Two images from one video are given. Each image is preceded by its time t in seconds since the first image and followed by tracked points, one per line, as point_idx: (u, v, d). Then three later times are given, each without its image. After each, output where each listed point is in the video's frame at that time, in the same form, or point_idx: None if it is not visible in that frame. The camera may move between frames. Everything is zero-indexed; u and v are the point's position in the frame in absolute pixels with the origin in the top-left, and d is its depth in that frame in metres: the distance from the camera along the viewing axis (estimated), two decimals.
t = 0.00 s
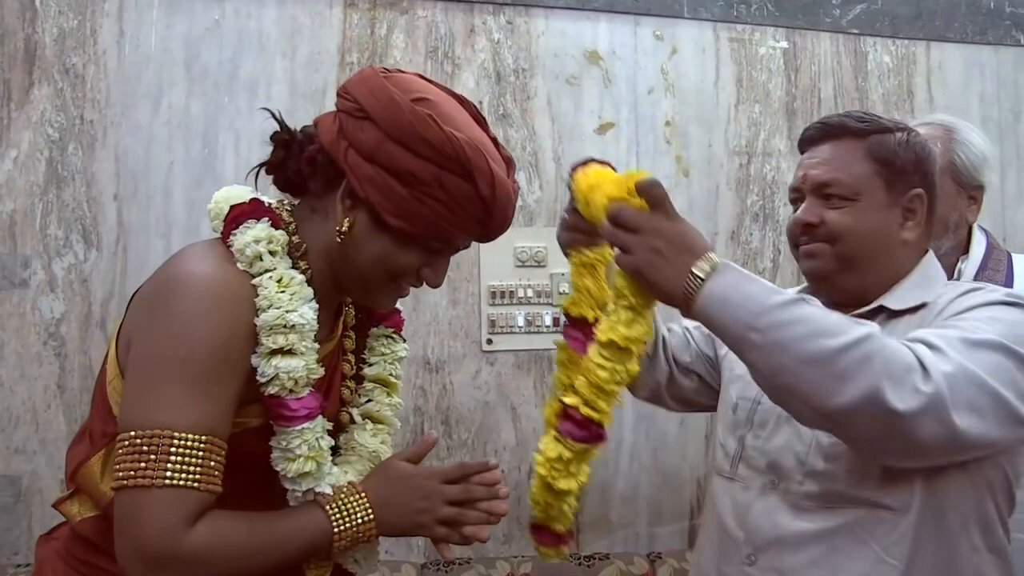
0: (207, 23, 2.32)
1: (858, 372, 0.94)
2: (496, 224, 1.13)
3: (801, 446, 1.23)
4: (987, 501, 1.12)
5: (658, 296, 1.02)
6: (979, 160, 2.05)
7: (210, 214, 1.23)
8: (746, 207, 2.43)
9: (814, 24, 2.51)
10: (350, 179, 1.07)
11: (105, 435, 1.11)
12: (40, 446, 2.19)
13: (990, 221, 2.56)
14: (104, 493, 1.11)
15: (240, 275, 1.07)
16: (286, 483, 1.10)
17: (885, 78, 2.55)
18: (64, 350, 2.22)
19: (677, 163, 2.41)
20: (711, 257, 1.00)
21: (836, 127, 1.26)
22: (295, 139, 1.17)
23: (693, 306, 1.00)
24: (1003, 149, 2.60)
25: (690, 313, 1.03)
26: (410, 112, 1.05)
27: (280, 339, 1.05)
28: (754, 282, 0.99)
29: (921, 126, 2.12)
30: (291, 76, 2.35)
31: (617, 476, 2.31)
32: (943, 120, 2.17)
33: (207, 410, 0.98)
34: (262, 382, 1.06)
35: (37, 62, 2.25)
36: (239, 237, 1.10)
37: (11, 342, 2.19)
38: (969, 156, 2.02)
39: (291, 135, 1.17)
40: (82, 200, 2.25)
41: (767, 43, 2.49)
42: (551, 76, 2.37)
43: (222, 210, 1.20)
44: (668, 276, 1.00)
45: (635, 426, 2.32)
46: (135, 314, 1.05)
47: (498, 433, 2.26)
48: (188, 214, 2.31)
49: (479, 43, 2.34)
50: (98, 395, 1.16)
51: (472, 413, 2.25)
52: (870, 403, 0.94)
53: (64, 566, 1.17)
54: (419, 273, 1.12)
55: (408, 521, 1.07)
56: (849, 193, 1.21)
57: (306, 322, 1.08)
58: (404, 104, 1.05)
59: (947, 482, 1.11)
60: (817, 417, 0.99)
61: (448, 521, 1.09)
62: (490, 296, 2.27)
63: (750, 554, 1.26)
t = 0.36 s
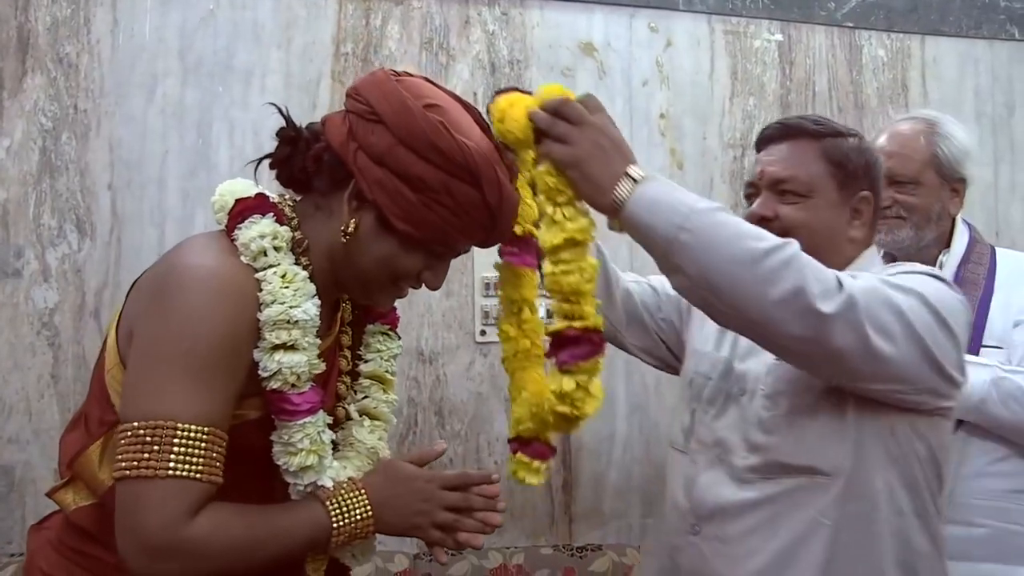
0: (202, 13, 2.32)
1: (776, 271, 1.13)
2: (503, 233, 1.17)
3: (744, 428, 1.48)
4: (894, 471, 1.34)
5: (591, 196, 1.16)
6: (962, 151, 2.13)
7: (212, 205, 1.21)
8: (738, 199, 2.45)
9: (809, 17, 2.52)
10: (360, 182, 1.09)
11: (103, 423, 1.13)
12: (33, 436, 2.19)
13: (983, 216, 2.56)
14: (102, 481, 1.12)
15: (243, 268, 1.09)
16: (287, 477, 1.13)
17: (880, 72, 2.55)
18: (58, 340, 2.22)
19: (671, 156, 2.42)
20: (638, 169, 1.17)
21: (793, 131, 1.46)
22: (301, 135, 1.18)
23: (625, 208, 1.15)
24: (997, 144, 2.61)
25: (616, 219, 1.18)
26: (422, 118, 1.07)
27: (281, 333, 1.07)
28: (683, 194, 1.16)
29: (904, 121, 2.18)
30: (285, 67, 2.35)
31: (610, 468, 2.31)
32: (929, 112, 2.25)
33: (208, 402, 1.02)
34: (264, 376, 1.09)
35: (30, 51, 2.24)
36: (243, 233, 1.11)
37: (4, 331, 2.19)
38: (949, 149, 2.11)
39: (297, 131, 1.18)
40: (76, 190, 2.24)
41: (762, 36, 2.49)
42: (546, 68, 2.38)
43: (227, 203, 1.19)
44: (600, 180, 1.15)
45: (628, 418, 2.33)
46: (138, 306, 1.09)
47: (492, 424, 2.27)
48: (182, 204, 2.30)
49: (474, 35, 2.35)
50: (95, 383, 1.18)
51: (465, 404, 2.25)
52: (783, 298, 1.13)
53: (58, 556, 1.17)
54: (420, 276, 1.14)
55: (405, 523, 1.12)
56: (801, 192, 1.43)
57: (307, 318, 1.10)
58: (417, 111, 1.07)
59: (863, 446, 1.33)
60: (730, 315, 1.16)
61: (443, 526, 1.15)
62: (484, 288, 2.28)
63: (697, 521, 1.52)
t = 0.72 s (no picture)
0: (199, 6, 2.32)
1: (681, 243, 1.14)
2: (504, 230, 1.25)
3: (653, 410, 1.47)
4: (789, 449, 1.38)
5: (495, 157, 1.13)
6: (961, 144, 2.14)
7: (218, 201, 1.22)
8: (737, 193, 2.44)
9: (807, 10, 2.51)
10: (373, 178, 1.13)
11: (110, 419, 1.13)
12: (32, 429, 2.19)
13: (982, 209, 2.56)
14: (110, 478, 1.13)
15: (252, 264, 1.10)
16: (300, 474, 1.13)
17: (879, 65, 2.54)
18: (56, 333, 2.22)
19: (669, 149, 2.42)
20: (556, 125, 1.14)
21: (749, 129, 1.56)
22: (307, 131, 1.20)
23: (535, 172, 1.13)
24: (996, 138, 2.60)
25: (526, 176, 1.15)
26: (435, 116, 1.12)
27: (293, 331, 1.08)
28: (596, 157, 1.15)
29: (902, 114, 2.19)
30: (283, 60, 2.35)
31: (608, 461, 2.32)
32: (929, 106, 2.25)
33: (221, 399, 1.03)
34: (274, 374, 1.09)
35: (27, 45, 2.23)
36: (253, 230, 1.12)
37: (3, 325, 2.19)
38: (948, 141, 2.12)
39: (303, 127, 1.21)
40: (74, 183, 2.24)
41: (760, 29, 2.49)
42: (544, 61, 2.36)
43: (234, 198, 1.19)
44: (508, 138, 1.11)
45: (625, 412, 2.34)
46: (146, 303, 1.09)
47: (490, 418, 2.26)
48: (180, 197, 2.30)
49: (472, 28, 2.35)
50: (100, 379, 1.18)
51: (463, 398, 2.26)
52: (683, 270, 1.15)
53: (63, 550, 1.18)
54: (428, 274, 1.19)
55: (415, 519, 1.13)
56: (765, 185, 1.52)
57: (319, 316, 1.11)
58: (430, 109, 1.13)
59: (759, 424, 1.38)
60: (633, 281, 1.18)
61: (452, 521, 1.16)
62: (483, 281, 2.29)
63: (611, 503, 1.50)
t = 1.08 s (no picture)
0: None
1: (626, 247, 1.12)
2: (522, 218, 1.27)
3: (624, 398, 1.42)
4: (754, 427, 1.32)
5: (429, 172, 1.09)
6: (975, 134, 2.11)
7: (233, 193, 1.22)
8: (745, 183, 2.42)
9: None
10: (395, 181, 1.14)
11: (127, 415, 1.13)
12: (41, 422, 2.20)
13: (991, 199, 2.54)
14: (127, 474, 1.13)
15: (268, 258, 1.09)
16: (319, 468, 1.13)
17: (887, 54, 2.53)
18: (64, 326, 2.22)
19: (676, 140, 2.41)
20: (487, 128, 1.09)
21: (722, 120, 1.49)
22: (318, 124, 1.21)
23: (473, 180, 1.10)
24: (1006, 127, 2.58)
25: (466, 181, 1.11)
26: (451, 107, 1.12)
27: (310, 326, 1.08)
28: (533, 159, 1.11)
29: (915, 103, 2.16)
30: (288, 52, 2.35)
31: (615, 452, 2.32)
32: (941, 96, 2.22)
33: (240, 394, 1.03)
34: (291, 368, 1.09)
35: (33, 38, 2.24)
36: (268, 223, 1.12)
37: (11, 318, 2.19)
38: (963, 130, 2.10)
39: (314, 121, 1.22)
40: (81, 177, 2.24)
41: (768, 19, 2.47)
42: (551, 52, 2.35)
43: (249, 191, 1.19)
44: (441, 147, 1.08)
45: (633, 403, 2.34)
46: (160, 298, 1.09)
47: (497, 410, 2.26)
48: (186, 191, 2.30)
49: (478, 19, 2.32)
50: (115, 374, 1.18)
51: (470, 390, 2.25)
52: (632, 271, 1.13)
53: (78, 544, 1.18)
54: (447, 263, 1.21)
55: (433, 505, 1.13)
56: (741, 177, 1.46)
57: (336, 309, 1.11)
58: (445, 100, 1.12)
59: (725, 407, 1.32)
60: (585, 280, 1.17)
61: (472, 506, 1.15)
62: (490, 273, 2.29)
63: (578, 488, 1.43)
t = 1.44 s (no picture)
0: None
1: (604, 310, 1.15)
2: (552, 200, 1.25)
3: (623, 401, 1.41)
4: (759, 437, 1.30)
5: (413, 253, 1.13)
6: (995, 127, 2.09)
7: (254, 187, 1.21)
8: (757, 176, 2.40)
9: None
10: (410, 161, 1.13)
11: (149, 411, 1.14)
12: (54, 413, 2.21)
13: (1007, 191, 2.52)
14: (148, 470, 1.13)
15: (291, 252, 1.09)
16: (341, 465, 1.11)
17: (902, 46, 2.50)
18: (76, 319, 2.23)
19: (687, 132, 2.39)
20: (452, 204, 1.11)
21: (715, 107, 1.47)
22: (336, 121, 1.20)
23: (449, 259, 1.14)
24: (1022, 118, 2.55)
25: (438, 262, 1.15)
26: (466, 84, 1.12)
27: (336, 321, 1.08)
28: (501, 231, 1.13)
29: (934, 95, 2.11)
30: (298, 44, 2.35)
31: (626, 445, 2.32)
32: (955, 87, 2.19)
33: (264, 389, 1.03)
34: (316, 364, 1.08)
35: (45, 31, 2.24)
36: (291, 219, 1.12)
37: (24, 311, 2.21)
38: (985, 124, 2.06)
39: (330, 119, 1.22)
40: (92, 170, 2.25)
41: (780, 10, 2.45)
42: (562, 44, 2.34)
43: (271, 185, 1.19)
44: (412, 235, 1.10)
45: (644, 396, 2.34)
46: (182, 294, 1.09)
47: (507, 403, 2.26)
48: (196, 184, 2.30)
49: (489, 11, 2.32)
50: (135, 370, 1.19)
51: (481, 382, 2.25)
52: (619, 328, 1.16)
53: (97, 539, 1.18)
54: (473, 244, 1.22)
55: (456, 497, 1.16)
56: (736, 161, 1.43)
57: (359, 305, 1.10)
58: (460, 78, 1.12)
59: (730, 418, 1.29)
60: (571, 339, 1.20)
61: (493, 497, 1.18)
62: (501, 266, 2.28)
63: (576, 494, 1.42)
